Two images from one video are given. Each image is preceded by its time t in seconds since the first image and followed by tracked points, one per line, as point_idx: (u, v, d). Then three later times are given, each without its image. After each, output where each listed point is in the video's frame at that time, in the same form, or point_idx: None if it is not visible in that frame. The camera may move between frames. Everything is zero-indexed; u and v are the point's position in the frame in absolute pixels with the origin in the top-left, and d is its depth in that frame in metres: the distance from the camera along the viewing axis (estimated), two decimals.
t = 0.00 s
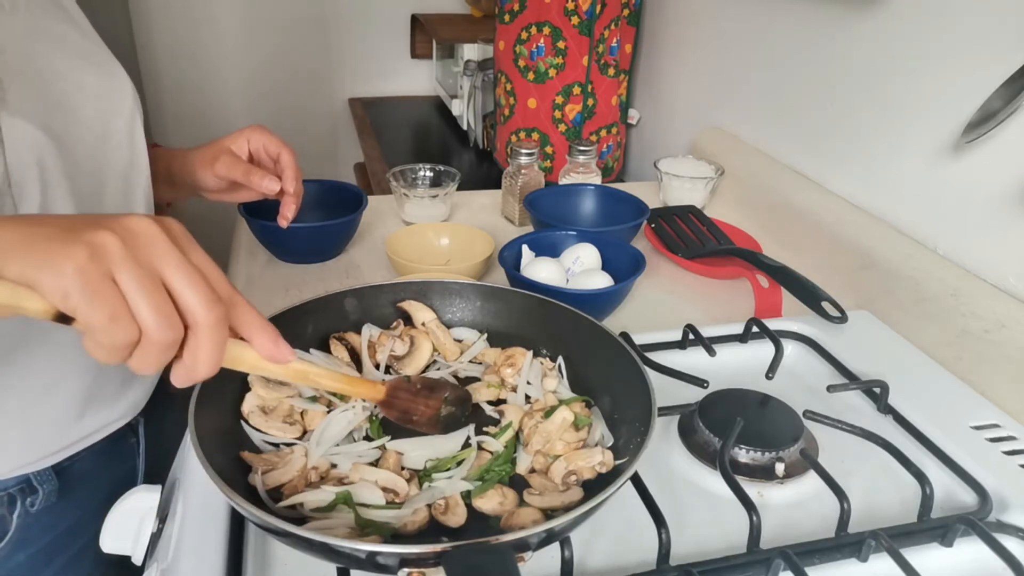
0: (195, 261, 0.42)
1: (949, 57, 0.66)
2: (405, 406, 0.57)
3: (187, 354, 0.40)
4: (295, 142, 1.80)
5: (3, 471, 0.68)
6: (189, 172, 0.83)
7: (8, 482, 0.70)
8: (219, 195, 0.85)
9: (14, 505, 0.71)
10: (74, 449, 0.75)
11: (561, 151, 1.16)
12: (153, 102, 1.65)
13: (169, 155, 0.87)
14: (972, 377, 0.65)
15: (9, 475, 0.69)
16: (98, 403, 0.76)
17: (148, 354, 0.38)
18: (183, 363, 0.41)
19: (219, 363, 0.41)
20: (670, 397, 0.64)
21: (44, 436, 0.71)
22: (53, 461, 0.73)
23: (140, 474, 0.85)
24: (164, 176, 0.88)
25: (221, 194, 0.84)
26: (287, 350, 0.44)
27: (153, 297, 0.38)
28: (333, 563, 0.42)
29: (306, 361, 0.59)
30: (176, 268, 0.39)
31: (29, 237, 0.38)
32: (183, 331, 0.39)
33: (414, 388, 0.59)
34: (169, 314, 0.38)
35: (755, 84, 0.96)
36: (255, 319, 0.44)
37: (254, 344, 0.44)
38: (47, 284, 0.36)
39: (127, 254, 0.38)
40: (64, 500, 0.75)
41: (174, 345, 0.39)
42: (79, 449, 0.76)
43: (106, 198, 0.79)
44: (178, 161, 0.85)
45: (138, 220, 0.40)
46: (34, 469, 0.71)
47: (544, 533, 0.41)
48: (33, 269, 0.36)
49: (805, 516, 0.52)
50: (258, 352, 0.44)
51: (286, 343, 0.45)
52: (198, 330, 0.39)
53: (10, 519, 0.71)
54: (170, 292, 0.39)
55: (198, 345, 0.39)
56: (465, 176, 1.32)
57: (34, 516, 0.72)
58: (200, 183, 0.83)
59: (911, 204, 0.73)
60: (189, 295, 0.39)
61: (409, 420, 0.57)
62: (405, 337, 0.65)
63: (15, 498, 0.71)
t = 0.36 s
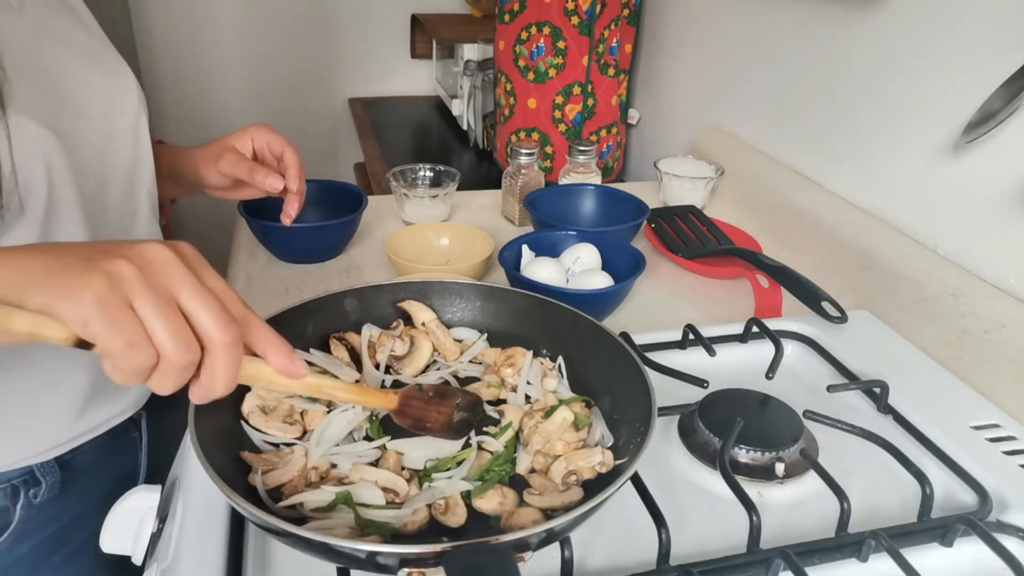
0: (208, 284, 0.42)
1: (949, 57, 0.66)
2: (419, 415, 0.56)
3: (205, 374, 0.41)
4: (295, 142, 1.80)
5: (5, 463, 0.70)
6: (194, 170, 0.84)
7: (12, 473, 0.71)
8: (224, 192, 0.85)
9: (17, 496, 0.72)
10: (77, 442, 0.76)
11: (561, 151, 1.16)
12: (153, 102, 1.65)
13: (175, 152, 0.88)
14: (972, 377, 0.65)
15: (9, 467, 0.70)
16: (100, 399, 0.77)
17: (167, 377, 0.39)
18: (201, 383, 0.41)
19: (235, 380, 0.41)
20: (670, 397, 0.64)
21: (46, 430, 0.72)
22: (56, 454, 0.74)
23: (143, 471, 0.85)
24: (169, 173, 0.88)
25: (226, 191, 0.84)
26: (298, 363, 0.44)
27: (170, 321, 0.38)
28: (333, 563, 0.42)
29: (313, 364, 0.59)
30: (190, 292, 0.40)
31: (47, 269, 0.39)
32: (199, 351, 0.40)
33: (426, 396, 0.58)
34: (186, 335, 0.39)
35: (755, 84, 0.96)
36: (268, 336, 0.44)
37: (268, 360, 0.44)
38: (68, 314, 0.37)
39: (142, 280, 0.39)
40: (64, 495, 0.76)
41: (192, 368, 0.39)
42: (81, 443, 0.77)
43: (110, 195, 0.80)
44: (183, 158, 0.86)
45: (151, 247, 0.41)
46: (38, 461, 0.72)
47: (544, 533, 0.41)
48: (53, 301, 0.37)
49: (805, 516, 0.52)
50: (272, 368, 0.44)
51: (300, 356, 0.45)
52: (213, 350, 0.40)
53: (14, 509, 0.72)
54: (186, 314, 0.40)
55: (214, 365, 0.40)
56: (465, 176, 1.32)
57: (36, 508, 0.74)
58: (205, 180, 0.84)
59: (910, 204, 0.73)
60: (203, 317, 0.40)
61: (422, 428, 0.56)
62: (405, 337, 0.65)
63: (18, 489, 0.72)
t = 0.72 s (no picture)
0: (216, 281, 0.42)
1: (949, 57, 0.66)
2: (421, 412, 0.57)
3: (214, 370, 0.41)
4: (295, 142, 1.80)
5: (10, 462, 0.70)
6: (197, 169, 0.84)
7: (17, 472, 0.71)
8: (226, 192, 0.85)
9: (21, 495, 0.72)
10: (81, 441, 0.76)
11: (561, 152, 1.16)
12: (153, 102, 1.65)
13: (177, 152, 0.88)
14: (972, 377, 0.65)
15: (14, 466, 0.70)
16: (104, 398, 0.77)
17: (176, 374, 0.39)
18: (209, 379, 0.41)
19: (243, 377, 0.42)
20: (670, 397, 0.64)
21: (50, 430, 0.72)
22: (60, 454, 0.74)
23: (145, 470, 0.85)
24: (171, 173, 0.88)
25: (229, 191, 0.84)
26: (304, 360, 0.44)
27: (179, 318, 0.38)
28: (333, 563, 0.42)
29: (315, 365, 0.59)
30: (198, 289, 0.40)
31: (53, 267, 0.39)
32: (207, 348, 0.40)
33: (429, 392, 0.58)
34: (196, 332, 0.39)
35: (755, 84, 0.96)
36: (275, 333, 0.44)
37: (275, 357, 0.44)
38: (77, 312, 0.37)
39: (150, 278, 0.39)
40: (68, 494, 0.76)
41: (201, 364, 0.39)
42: (86, 442, 0.77)
43: (112, 195, 0.80)
44: (185, 158, 0.86)
45: (157, 244, 0.41)
46: (43, 459, 0.73)
47: (544, 533, 0.41)
48: (61, 300, 0.37)
49: (805, 516, 0.52)
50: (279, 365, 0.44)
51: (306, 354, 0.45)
52: (223, 346, 0.40)
53: (18, 508, 0.72)
54: (194, 311, 0.40)
55: (223, 361, 0.40)
56: (465, 176, 1.32)
57: (41, 506, 0.74)
58: (208, 180, 0.84)
59: (911, 204, 0.73)
60: (212, 314, 0.40)
61: (425, 425, 0.57)
62: (405, 338, 0.65)
63: (22, 488, 0.72)
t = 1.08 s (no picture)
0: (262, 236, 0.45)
1: (949, 57, 0.66)
2: (429, 401, 0.58)
3: (254, 315, 0.43)
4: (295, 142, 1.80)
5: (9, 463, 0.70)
6: (197, 170, 0.84)
7: (13, 475, 0.71)
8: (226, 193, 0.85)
9: (17, 498, 0.72)
10: (79, 442, 0.76)
11: (561, 151, 1.16)
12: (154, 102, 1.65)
13: (178, 152, 0.88)
14: (972, 377, 0.65)
15: (12, 468, 0.70)
16: (102, 399, 0.77)
17: (219, 314, 0.40)
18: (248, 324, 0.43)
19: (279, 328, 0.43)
20: (670, 397, 0.64)
21: (48, 432, 0.72)
22: (58, 456, 0.74)
23: (144, 471, 0.85)
24: (172, 174, 0.88)
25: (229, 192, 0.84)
26: (331, 323, 0.47)
27: (234, 260, 0.40)
28: (333, 563, 0.42)
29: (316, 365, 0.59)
30: (250, 238, 0.42)
31: (107, 196, 0.39)
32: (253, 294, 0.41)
33: (438, 381, 0.59)
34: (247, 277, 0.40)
35: (755, 84, 0.96)
36: (306, 296, 0.47)
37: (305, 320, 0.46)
38: (135, 240, 0.37)
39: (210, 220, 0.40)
40: (66, 495, 0.76)
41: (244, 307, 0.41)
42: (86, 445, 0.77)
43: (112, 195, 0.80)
44: (186, 159, 0.86)
45: (212, 192, 0.43)
46: (37, 463, 0.72)
47: (544, 533, 0.41)
48: (120, 226, 0.37)
49: (805, 516, 0.52)
50: (307, 327, 0.47)
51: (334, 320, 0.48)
52: (268, 293, 0.42)
53: (14, 511, 0.72)
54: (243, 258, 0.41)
55: (266, 309, 0.42)
56: (465, 176, 1.32)
57: (36, 509, 0.74)
58: (208, 181, 0.83)
59: (911, 204, 0.73)
60: (262, 260, 0.41)
61: (432, 416, 0.57)
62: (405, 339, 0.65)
63: (19, 491, 0.72)
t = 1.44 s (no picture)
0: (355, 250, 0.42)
1: (949, 57, 0.66)
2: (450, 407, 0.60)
3: (308, 333, 0.41)
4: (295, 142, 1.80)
5: (10, 463, 0.70)
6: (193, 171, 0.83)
7: (16, 476, 0.71)
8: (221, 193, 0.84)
9: (20, 499, 0.72)
10: (83, 442, 0.76)
11: (561, 151, 1.16)
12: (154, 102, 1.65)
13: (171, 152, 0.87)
14: (972, 377, 0.65)
15: (12, 469, 0.70)
16: (103, 397, 0.77)
17: (279, 323, 0.39)
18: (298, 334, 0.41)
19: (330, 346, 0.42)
20: (670, 397, 0.64)
21: (49, 431, 0.72)
22: (61, 455, 0.74)
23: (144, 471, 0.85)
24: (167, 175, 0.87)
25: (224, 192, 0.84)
26: (392, 351, 0.45)
27: (323, 281, 0.38)
28: (333, 563, 0.42)
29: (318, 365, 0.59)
30: (346, 258, 0.40)
31: (232, 172, 0.38)
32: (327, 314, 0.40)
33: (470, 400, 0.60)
34: (326, 301, 0.39)
35: (754, 84, 0.96)
36: (381, 316, 0.44)
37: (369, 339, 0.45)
38: (238, 238, 0.35)
39: (308, 230, 0.37)
40: (68, 496, 0.76)
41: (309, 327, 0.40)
42: (87, 445, 0.77)
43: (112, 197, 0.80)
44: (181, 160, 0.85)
45: (332, 197, 0.40)
46: (40, 463, 0.72)
47: (545, 533, 0.41)
48: (228, 216, 0.35)
49: (805, 516, 0.52)
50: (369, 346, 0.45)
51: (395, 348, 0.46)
52: (338, 319, 0.40)
53: (17, 511, 0.73)
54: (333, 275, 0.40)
55: (327, 331, 0.40)
56: (465, 176, 1.32)
57: (40, 510, 0.74)
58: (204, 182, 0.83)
59: (911, 204, 0.73)
60: (350, 291, 0.40)
61: (444, 415, 0.60)
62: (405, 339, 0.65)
63: (22, 492, 0.72)
